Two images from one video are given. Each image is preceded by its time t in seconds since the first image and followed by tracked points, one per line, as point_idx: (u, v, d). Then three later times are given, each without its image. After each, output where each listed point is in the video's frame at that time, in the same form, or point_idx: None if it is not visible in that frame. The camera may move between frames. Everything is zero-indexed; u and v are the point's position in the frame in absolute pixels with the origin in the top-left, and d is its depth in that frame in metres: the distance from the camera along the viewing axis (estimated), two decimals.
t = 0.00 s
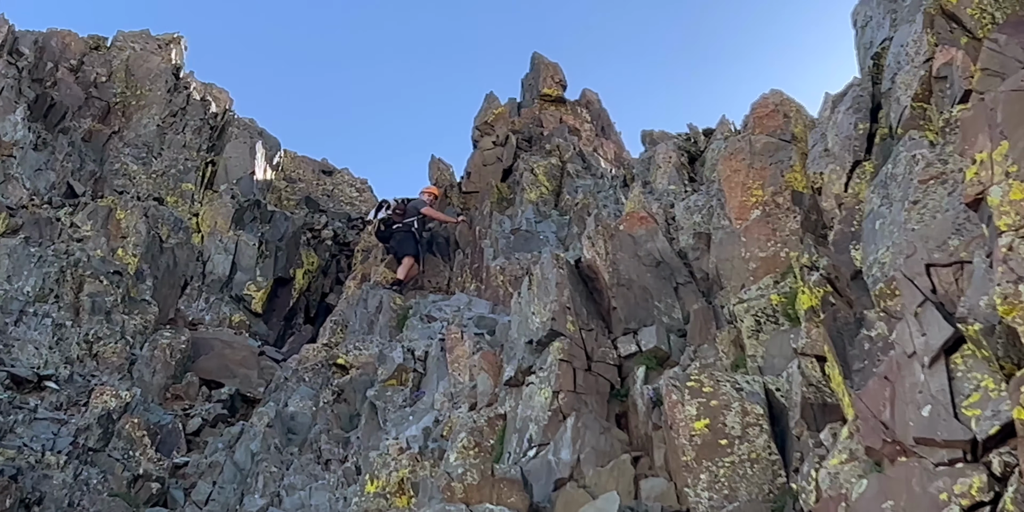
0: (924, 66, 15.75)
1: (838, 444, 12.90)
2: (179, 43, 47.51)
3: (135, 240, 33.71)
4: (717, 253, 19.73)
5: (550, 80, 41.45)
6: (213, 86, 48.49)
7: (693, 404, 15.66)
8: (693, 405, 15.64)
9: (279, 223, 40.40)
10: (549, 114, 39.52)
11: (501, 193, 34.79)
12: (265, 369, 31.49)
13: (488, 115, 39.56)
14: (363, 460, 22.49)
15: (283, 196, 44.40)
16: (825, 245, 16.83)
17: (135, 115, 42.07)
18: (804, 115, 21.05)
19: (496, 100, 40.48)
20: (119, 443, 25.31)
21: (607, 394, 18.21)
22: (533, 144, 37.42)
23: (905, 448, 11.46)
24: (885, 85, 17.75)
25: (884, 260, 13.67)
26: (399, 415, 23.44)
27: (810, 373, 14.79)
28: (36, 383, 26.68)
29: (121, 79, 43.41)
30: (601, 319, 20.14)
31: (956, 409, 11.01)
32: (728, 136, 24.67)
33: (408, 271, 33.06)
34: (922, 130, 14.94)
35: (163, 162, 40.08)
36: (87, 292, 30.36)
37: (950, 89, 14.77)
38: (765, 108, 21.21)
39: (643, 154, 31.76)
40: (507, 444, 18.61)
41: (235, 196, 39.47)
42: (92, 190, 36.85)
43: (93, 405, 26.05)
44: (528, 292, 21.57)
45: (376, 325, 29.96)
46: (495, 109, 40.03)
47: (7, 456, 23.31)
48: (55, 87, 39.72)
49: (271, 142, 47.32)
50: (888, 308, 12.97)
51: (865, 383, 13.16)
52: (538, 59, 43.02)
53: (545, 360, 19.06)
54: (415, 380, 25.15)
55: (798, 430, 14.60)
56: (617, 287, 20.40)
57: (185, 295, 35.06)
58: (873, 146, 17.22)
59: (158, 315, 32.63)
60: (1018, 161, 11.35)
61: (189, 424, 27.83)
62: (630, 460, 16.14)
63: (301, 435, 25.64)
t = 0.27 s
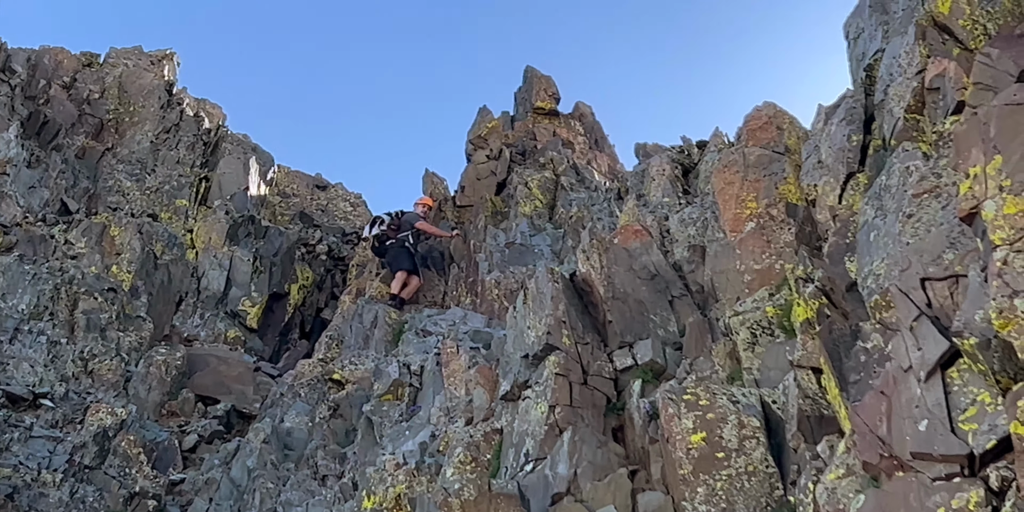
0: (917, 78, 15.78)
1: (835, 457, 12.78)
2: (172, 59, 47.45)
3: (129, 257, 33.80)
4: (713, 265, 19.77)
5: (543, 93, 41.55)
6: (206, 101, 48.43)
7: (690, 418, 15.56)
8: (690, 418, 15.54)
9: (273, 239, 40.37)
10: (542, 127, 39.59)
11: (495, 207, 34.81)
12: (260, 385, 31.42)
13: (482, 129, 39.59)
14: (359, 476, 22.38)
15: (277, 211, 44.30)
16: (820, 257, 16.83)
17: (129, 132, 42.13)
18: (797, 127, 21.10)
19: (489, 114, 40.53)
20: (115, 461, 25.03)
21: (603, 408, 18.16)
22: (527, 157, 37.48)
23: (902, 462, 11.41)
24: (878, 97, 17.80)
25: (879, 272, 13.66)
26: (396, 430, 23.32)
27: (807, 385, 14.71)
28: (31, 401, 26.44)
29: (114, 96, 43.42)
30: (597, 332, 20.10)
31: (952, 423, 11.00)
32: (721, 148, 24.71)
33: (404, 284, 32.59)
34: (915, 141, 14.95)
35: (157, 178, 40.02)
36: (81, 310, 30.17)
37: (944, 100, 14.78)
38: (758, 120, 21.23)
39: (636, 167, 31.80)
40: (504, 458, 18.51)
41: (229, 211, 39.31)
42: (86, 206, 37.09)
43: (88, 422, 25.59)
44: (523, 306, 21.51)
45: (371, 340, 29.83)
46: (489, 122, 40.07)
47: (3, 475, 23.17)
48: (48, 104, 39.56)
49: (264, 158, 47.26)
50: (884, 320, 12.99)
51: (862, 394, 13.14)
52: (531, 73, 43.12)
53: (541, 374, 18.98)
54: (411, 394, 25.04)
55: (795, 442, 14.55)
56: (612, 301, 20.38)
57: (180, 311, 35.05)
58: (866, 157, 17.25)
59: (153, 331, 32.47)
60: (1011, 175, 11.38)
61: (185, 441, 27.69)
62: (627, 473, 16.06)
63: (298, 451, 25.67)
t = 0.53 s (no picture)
0: (907, 83, 15.85)
1: (825, 463, 12.84)
2: (164, 69, 47.39)
3: (123, 267, 33.81)
4: (705, 271, 19.78)
5: (535, 100, 41.63)
6: (199, 111, 48.34)
7: (683, 424, 15.59)
8: (683, 424, 15.58)
9: (267, 248, 40.00)
10: (535, 134, 39.65)
11: (488, 214, 34.83)
12: (255, 394, 31.29)
13: (474, 136, 39.62)
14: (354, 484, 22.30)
15: (271, 220, 44.22)
16: (811, 262, 16.87)
17: (121, 142, 42.04)
18: (788, 132, 21.17)
19: (481, 122, 40.57)
20: (110, 471, 24.96)
21: (597, 415, 18.13)
22: (519, 164, 37.51)
23: (892, 468, 11.41)
24: (868, 102, 17.88)
25: (871, 277, 13.69)
26: (390, 438, 23.25)
27: (800, 391, 14.75)
28: (25, 412, 26.41)
29: (106, 106, 43.04)
30: (590, 339, 20.09)
31: (941, 428, 11.00)
32: (713, 154, 24.77)
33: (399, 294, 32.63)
34: (906, 146, 15.01)
35: (150, 188, 40.06)
36: (75, 320, 30.08)
37: (934, 104, 14.85)
38: (749, 126, 21.27)
39: (629, 173, 31.86)
40: (498, 466, 18.44)
41: (223, 220, 39.22)
42: (79, 217, 36.86)
43: (83, 433, 25.50)
44: (516, 313, 21.50)
45: (365, 349, 29.75)
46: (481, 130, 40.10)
47: None
48: (40, 115, 39.35)
49: (257, 167, 47.19)
50: (876, 325, 13.26)
51: (854, 399, 13.15)
52: (523, 80, 43.20)
53: (535, 382, 18.97)
54: (405, 402, 24.98)
55: (789, 447, 14.54)
56: (604, 307, 20.39)
57: (174, 321, 34.93)
58: (857, 163, 17.31)
59: (147, 341, 32.35)
60: (997, 180, 11.44)
61: (179, 450, 27.52)
62: (621, 480, 16.05)
63: (293, 460, 25.37)
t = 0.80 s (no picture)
0: (897, 84, 15.88)
1: (818, 464, 12.83)
2: (155, 75, 47.08)
3: (115, 273, 33.45)
4: (697, 274, 19.75)
5: (526, 104, 41.64)
6: (190, 116, 48.09)
7: (677, 426, 15.51)
8: (677, 427, 15.49)
9: (259, 253, 39.57)
10: (526, 138, 39.65)
11: (480, 218, 34.81)
12: (248, 400, 30.95)
13: (466, 140, 39.57)
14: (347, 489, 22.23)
15: (263, 225, 44.06)
16: (804, 264, 16.87)
17: (113, 148, 41.91)
18: (780, 134, 21.20)
19: (473, 125, 40.54)
20: (103, 477, 24.85)
21: (590, 418, 18.09)
22: (511, 168, 37.49)
23: (885, 469, 11.42)
24: (859, 103, 17.92)
25: (863, 278, 13.68)
26: (384, 443, 23.18)
27: (793, 392, 14.73)
28: (18, 419, 26.24)
29: (97, 112, 42.95)
30: (583, 342, 20.05)
31: (934, 429, 11.00)
32: (705, 157, 24.79)
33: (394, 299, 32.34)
34: (897, 147, 15.04)
35: (141, 195, 39.97)
36: (67, 327, 29.91)
37: (924, 105, 14.87)
38: (740, 128, 21.28)
39: (621, 176, 31.88)
40: (491, 469, 18.39)
41: (214, 226, 38.82)
42: (71, 223, 37.03)
43: (76, 439, 25.57)
44: (509, 317, 21.45)
45: (358, 353, 29.65)
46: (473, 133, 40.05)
47: None
48: (31, 122, 39.31)
49: (249, 172, 47.02)
50: (869, 328, 13.03)
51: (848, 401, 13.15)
52: (514, 84, 43.18)
53: (528, 385, 18.92)
54: (398, 407, 24.90)
55: (782, 449, 14.53)
56: (597, 310, 20.33)
57: (167, 327, 34.84)
58: (849, 164, 17.33)
59: (140, 348, 32.18)
60: (988, 181, 11.44)
61: (173, 457, 27.28)
62: (615, 483, 16.02)
63: (286, 465, 25.36)
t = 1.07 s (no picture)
0: (890, 77, 15.90)
1: (812, 457, 12.86)
2: (148, 74, 46.64)
3: (109, 272, 33.22)
4: (691, 268, 19.74)
5: (519, 100, 41.59)
6: (183, 115, 47.85)
7: (671, 421, 15.55)
8: (672, 421, 15.54)
9: (253, 251, 39.71)
10: (519, 134, 39.60)
11: (474, 215, 34.76)
12: (243, 398, 31.06)
13: (459, 137, 39.49)
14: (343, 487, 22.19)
15: (257, 223, 43.89)
16: (797, 258, 16.90)
17: (106, 147, 41.39)
18: (772, 129, 21.20)
19: (466, 122, 40.48)
20: (99, 476, 24.74)
21: (585, 413, 18.09)
22: (505, 165, 37.45)
23: (879, 460, 11.42)
24: (851, 97, 17.93)
25: (856, 272, 13.70)
26: (379, 440, 23.14)
27: (787, 387, 14.82)
28: (13, 419, 26.32)
29: (90, 111, 42.49)
30: (577, 338, 20.05)
31: (927, 419, 11.01)
32: (698, 152, 24.78)
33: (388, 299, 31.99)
34: (889, 141, 15.06)
35: (135, 194, 39.45)
36: (62, 326, 29.61)
37: (917, 99, 14.88)
38: (733, 123, 21.27)
39: (614, 171, 31.86)
40: (487, 466, 18.38)
41: (208, 225, 39.05)
42: (64, 223, 36.42)
43: (71, 438, 25.28)
44: (503, 313, 21.42)
45: (353, 351, 29.58)
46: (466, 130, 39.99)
47: None
48: (24, 122, 39.33)
49: (242, 170, 46.85)
50: (863, 320, 13.25)
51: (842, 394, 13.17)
52: (507, 80, 43.12)
53: (522, 381, 18.92)
54: (393, 404, 24.87)
55: (777, 443, 14.54)
56: (591, 306, 20.34)
57: (161, 326, 34.63)
58: (841, 158, 17.34)
59: (134, 347, 32.05)
60: (980, 170, 11.40)
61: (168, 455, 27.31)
62: (611, 478, 16.01)
63: (282, 463, 25.20)
